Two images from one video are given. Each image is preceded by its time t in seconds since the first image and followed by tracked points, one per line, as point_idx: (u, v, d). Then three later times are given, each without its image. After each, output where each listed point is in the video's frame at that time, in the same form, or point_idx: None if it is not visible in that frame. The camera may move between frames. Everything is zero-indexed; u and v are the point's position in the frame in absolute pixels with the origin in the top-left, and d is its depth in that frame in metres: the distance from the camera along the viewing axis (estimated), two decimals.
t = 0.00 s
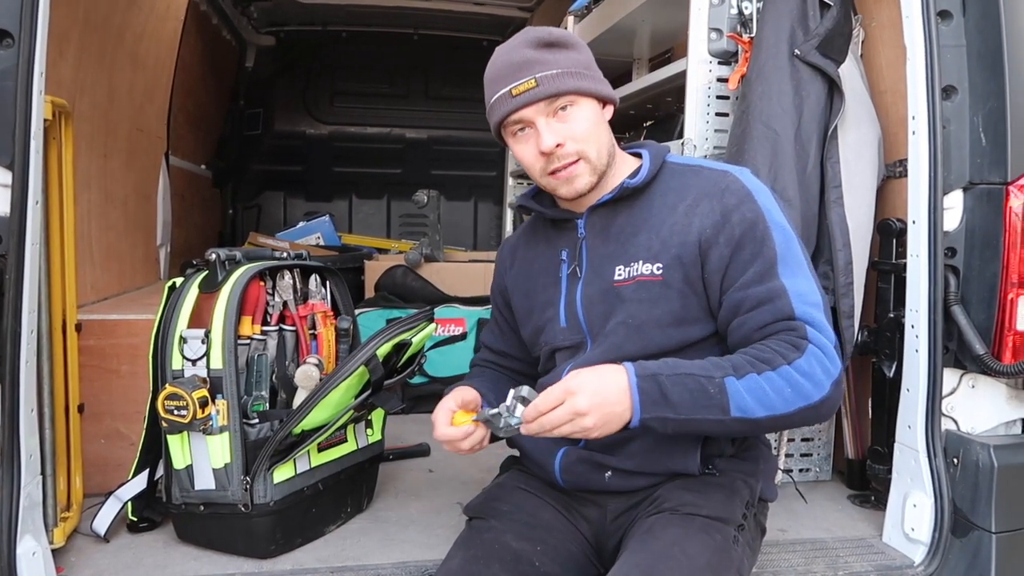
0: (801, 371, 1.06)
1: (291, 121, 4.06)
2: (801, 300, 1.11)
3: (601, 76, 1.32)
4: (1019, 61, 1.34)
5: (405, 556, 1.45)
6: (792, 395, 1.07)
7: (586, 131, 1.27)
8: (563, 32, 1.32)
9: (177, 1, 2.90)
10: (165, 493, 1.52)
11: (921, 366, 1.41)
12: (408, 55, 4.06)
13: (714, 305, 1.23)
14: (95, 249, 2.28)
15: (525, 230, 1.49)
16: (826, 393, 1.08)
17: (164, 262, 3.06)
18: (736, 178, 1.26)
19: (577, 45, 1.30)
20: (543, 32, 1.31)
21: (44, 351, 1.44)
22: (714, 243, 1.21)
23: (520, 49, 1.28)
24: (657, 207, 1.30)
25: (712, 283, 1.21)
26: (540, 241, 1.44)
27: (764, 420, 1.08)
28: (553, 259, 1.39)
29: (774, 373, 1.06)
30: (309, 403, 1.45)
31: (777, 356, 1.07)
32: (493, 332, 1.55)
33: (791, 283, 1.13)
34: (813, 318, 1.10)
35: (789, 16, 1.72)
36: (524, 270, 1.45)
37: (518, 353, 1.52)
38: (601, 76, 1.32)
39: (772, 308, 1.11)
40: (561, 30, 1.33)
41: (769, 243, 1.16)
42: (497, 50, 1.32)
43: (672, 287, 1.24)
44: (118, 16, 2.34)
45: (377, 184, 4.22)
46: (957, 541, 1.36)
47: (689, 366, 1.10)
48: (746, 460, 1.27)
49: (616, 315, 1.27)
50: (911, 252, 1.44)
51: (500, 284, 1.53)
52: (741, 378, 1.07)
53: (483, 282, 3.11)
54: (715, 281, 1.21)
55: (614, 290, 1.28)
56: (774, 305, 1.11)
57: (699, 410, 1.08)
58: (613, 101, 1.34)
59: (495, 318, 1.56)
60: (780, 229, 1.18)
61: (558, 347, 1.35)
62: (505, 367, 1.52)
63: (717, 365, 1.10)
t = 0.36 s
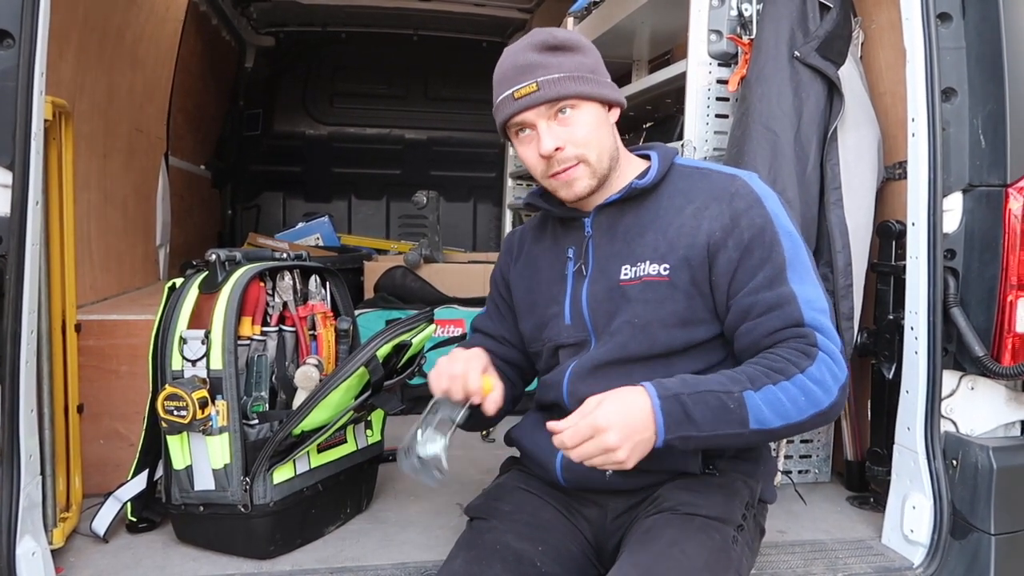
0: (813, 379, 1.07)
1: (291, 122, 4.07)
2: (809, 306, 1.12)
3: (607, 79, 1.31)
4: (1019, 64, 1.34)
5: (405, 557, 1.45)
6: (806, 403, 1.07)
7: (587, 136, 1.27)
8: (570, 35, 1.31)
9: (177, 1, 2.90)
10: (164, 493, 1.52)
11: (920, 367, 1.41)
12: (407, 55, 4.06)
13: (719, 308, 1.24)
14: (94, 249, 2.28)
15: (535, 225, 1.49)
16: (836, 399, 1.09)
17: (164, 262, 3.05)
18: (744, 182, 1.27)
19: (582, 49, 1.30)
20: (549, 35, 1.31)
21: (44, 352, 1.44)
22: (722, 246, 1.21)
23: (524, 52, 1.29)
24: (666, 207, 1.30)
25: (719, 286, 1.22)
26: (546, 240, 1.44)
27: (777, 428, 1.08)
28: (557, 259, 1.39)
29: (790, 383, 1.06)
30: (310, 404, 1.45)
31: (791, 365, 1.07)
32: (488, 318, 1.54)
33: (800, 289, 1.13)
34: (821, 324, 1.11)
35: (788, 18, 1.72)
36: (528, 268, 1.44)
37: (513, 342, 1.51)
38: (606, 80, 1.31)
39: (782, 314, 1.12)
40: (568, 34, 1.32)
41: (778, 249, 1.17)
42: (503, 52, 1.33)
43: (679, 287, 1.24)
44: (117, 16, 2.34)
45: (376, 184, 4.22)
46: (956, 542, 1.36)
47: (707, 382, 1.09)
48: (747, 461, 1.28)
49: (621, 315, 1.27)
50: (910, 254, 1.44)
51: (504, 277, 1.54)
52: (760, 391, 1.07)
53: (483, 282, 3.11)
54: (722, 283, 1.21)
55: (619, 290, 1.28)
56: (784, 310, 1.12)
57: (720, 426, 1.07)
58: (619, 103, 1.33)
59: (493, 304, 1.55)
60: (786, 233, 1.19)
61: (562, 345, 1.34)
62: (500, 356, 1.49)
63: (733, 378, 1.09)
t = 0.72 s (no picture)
0: (805, 385, 1.07)
1: (292, 122, 4.07)
2: (810, 312, 1.12)
3: (624, 77, 1.30)
4: (1020, 64, 1.34)
5: (406, 558, 1.45)
6: (796, 408, 1.07)
7: (590, 131, 1.27)
8: (595, 27, 1.30)
9: (178, 2, 2.91)
10: (165, 494, 1.52)
11: (922, 368, 1.41)
12: (408, 56, 4.06)
13: (724, 311, 1.23)
14: (96, 250, 2.28)
15: (541, 221, 1.49)
16: (831, 407, 1.09)
17: (165, 263, 3.06)
18: (753, 185, 1.27)
19: (604, 42, 1.29)
20: (574, 25, 1.30)
21: (45, 352, 1.44)
22: (727, 249, 1.21)
23: (544, 39, 1.29)
24: (674, 208, 1.30)
25: (723, 288, 1.22)
26: (555, 234, 1.44)
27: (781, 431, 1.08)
28: (561, 259, 1.39)
29: (779, 386, 1.07)
30: (311, 404, 1.45)
31: (783, 369, 1.08)
32: (491, 309, 1.54)
33: (801, 295, 1.13)
34: (820, 331, 1.11)
35: (790, 18, 1.72)
36: (534, 262, 1.45)
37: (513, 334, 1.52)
38: (624, 77, 1.30)
39: (780, 319, 1.12)
40: (594, 26, 1.32)
41: (782, 251, 1.17)
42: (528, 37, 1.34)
43: (684, 289, 1.24)
44: (119, 17, 2.34)
45: (377, 185, 4.22)
46: (958, 543, 1.35)
47: (695, 379, 1.10)
48: (749, 463, 1.27)
49: (626, 315, 1.27)
50: (912, 254, 1.44)
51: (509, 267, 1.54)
52: (747, 391, 1.07)
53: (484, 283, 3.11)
54: (726, 286, 1.21)
55: (624, 289, 1.28)
56: (783, 316, 1.12)
57: (704, 422, 1.07)
58: (635, 102, 1.32)
59: (496, 295, 1.56)
60: (795, 240, 1.18)
61: (566, 342, 1.35)
62: (501, 350, 1.51)
63: (722, 377, 1.10)
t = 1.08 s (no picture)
0: (820, 385, 1.07)
1: (292, 122, 4.07)
2: (819, 313, 1.12)
3: (630, 78, 1.29)
4: (1020, 64, 1.34)
5: (407, 557, 1.45)
6: (810, 408, 1.07)
7: (591, 131, 1.27)
8: (602, 26, 1.30)
9: (178, 2, 2.90)
10: (165, 494, 1.52)
11: (922, 368, 1.41)
12: (408, 56, 4.06)
13: (729, 312, 1.23)
14: (96, 250, 2.28)
15: (543, 223, 1.49)
16: (841, 407, 1.09)
17: (165, 263, 3.06)
18: (761, 185, 1.26)
19: (610, 42, 1.28)
20: (581, 24, 1.30)
21: (45, 352, 1.44)
22: (734, 250, 1.21)
23: (551, 36, 1.29)
24: (678, 208, 1.30)
25: (729, 290, 1.22)
26: (558, 233, 1.44)
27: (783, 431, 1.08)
28: (564, 259, 1.39)
29: (796, 386, 1.06)
30: (310, 404, 1.45)
31: (798, 369, 1.07)
32: (496, 307, 1.54)
33: (810, 296, 1.13)
34: (830, 331, 1.11)
35: (790, 17, 1.72)
36: (536, 262, 1.45)
37: (518, 334, 1.51)
38: (629, 78, 1.29)
39: (790, 319, 1.12)
40: (602, 25, 1.31)
41: (790, 254, 1.17)
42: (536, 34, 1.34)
43: (688, 290, 1.24)
44: (119, 17, 2.34)
45: (378, 185, 4.22)
46: (958, 543, 1.35)
47: (711, 379, 1.09)
48: (751, 463, 1.27)
49: (629, 315, 1.27)
50: (912, 254, 1.44)
51: (511, 270, 1.54)
52: (764, 391, 1.07)
53: (484, 283, 3.11)
54: (732, 288, 1.21)
55: (627, 289, 1.28)
56: (792, 316, 1.12)
57: (720, 423, 1.07)
58: (640, 103, 1.31)
59: (500, 293, 1.55)
60: (801, 239, 1.18)
61: (568, 342, 1.35)
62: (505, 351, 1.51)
63: (738, 377, 1.09)
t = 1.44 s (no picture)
0: (807, 393, 1.07)
1: (292, 122, 4.07)
2: (813, 317, 1.11)
3: (625, 80, 1.28)
4: (1020, 64, 1.34)
5: (407, 557, 1.45)
6: (797, 416, 1.08)
7: (590, 139, 1.26)
8: (594, 30, 1.28)
9: (178, 2, 2.90)
10: (165, 493, 1.52)
11: (922, 367, 1.41)
12: (409, 56, 4.06)
13: (727, 313, 1.23)
14: (96, 250, 2.28)
15: (543, 223, 1.49)
16: (833, 412, 1.09)
17: (165, 263, 3.06)
18: (759, 187, 1.26)
19: (603, 46, 1.26)
20: (573, 29, 1.28)
21: (45, 352, 1.44)
22: (732, 252, 1.21)
23: (542, 45, 1.27)
24: (678, 208, 1.29)
25: (727, 291, 1.21)
26: (557, 233, 1.44)
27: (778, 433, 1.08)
28: (563, 259, 1.39)
29: (782, 396, 1.07)
30: (310, 404, 1.45)
31: (785, 378, 1.08)
32: (497, 310, 1.54)
33: (805, 299, 1.13)
34: (823, 335, 1.10)
35: (790, 17, 1.72)
36: (536, 262, 1.45)
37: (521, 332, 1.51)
38: (624, 81, 1.27)
39: (786, 322, 1.12)
40: (593, 27, 1.29)
41: (786, 255, 1.17)
42: (526, 40, 1.31)
43: (688, 291, 1.24)
44: (119, 17, 2.34)
45: (378, 185, 4.22)
46: (958, 543, 1.35)
47: (697, 392, 1.10)
48: (750, 463, 1.27)
49: (628, 315, 1.27)
50: (912, 254, 1.44)
51: (511, 269, 1.55)
52: (749, 402, 1.08)
53: (483, 283, 3.11)
54: (730, 289, 1.21)
55: (626, 289, 1.28)
56: (788, 318, 1.12)
57: (706, 435, 1.08)
58: (637, 104, 1.29)
59: (501, 295, 1.55)
60: (798, 242, 1.18)
61: (567, 342, 1.35)
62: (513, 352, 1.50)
63: (724, 388, 1.11)
